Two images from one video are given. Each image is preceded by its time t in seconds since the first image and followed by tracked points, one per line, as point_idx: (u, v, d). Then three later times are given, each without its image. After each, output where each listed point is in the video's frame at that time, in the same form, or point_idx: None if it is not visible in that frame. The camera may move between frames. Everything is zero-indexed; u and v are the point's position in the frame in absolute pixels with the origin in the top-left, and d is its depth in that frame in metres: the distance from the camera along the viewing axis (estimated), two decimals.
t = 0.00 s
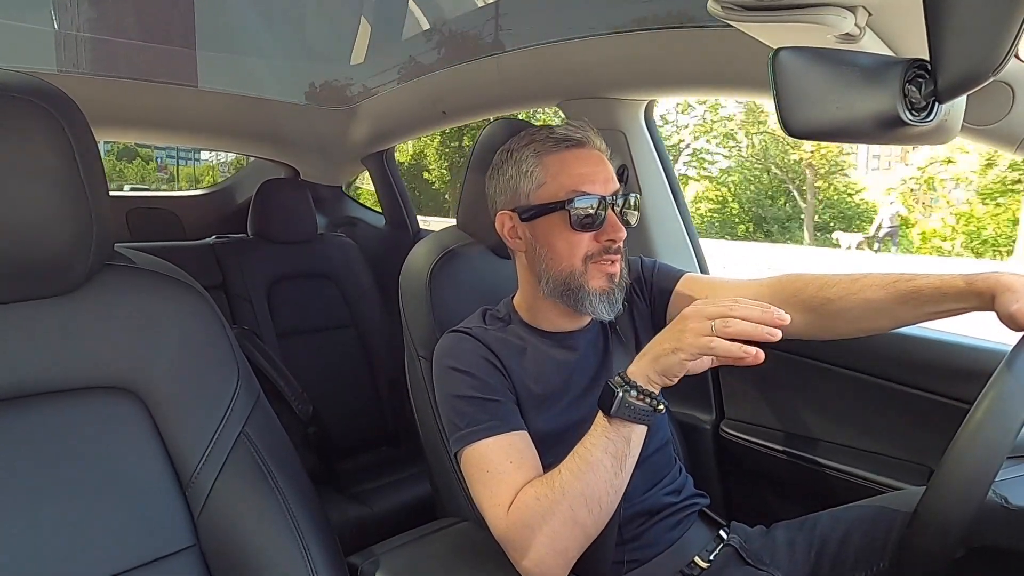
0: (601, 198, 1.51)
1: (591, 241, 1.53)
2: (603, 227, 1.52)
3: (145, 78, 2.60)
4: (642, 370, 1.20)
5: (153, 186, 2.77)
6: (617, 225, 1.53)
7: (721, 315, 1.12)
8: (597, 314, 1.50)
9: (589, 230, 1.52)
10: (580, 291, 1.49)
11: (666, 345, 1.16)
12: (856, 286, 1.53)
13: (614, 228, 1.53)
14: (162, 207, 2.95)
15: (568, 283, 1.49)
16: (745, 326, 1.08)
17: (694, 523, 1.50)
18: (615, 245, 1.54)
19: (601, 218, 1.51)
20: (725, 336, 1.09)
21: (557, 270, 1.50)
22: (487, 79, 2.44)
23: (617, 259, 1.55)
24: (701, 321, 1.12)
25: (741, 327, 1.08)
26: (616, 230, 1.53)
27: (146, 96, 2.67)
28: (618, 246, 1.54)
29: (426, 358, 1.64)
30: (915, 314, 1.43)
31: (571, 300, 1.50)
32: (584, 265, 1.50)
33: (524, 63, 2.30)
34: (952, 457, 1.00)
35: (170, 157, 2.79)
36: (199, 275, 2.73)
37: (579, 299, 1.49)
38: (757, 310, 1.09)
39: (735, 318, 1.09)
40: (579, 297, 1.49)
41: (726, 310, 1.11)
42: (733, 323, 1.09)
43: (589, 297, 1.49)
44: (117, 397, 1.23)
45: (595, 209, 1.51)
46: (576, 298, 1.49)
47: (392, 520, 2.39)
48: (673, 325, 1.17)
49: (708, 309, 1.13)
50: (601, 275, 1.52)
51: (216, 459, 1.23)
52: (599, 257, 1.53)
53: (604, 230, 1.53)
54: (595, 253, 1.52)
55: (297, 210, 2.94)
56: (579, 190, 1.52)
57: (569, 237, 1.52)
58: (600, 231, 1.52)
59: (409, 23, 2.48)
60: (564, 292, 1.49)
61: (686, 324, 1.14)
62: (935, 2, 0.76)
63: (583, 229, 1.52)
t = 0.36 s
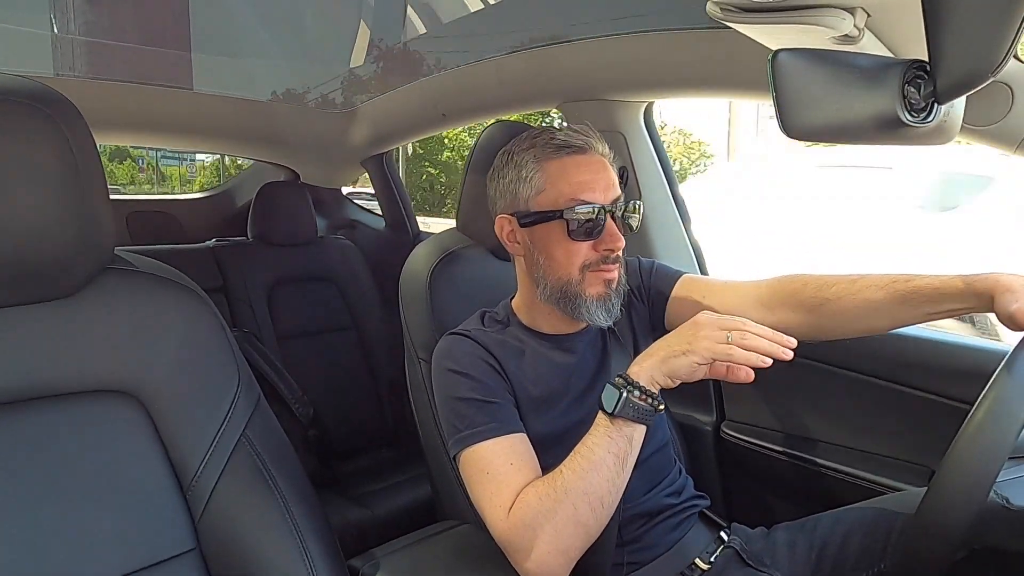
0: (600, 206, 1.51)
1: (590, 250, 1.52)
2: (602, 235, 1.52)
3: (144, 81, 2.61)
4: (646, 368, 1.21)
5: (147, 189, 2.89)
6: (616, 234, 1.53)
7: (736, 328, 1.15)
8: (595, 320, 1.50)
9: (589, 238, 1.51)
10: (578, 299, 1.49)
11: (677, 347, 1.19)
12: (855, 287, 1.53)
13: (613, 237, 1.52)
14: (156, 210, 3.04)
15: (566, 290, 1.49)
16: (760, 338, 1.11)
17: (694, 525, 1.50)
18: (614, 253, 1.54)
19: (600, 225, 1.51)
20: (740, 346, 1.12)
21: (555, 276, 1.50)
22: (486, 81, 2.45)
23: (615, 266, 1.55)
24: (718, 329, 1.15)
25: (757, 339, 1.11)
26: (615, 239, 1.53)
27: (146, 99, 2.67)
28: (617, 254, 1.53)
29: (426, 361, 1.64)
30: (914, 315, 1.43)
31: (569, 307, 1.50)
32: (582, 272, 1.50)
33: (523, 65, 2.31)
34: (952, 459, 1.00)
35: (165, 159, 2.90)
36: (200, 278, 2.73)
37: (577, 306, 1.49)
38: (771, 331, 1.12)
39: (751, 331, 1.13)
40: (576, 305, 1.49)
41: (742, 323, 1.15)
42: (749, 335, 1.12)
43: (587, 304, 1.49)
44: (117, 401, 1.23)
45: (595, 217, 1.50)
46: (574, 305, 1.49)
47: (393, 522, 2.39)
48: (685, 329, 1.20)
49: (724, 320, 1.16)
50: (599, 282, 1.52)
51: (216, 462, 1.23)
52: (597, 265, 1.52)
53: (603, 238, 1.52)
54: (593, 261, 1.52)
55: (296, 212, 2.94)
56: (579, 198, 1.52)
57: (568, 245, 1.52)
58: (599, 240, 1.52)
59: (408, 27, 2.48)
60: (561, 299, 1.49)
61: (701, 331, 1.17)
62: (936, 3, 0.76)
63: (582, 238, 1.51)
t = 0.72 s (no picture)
0: (602, 210, 1.51)
1: (591, 254, 1.53)
2: (604, 239, 1.52)
3: (145, 84, 2.61)
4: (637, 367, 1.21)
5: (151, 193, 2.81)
6: (618, 238, 1.53)
7: (726, 326, 1.14)
8: (595, 324, 1.50)
9: (591, 241, 1.51)
10: (579, 302, 1.49)
11: (667, 346, 1.19)
12: (855, 289, 1.53)
13: (614, 241, 1.52)
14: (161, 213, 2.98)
15: (567, 293, 1.49)
16: (749, 339, 1.10)
17: (693, 526, 1.50)
18: (615, 258, 1.54)
19: (602, 229, 1.51)
20: (728, 345, 1.11)
21: (556, 279, 1.50)
22: (487, 84, 2.45)
23: (617, 270, 1.54)
24: (707, 328, 1.15)
25: (746, 339, 1.11)
26: (616, 244, 1.53)
27: (146, 102, 2.68)
28: (618, 259, 1.53)
29: (426, 363, 1.64)
30: (913, 318, 1.43)
31: (570, 310, 1.50)
32: (584, 276, 1.50)
33: (523, 68, 2.31)
34: (952, 462, 1.00)
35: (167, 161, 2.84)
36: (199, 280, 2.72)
37: (578, 309, 1.49)
38: (760, 332, 1.11)
39: (740, 330, 1.12)
40: (577, 308, 1.49)
41: (732, 322, 1.14)
42: (738, 335, 1.11)
43: (588, 307, 1.49)
44: (117, 403, 1.23)
45: (597, 220, 1.50)
46: (575, 308, 1.49)
47: (393, 526, 2.39)
48: (677, 327, 1.20)
49: (714, 318, 1.15)
50: (601, 285, 1.51)
51: (216, 464, 1.23)
52: (599, 269, 1.52)
53: (605, 242, 1.52)
54: (595, 265, 1.52)
55: (296, 215, 2.94)
56: (581, 202, 1.52)
57: (570, 249, 1.52)
58: (601, 244, 1.52)
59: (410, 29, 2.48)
60: (562, 302, 1.49)
61: (691, 330, 1.16)
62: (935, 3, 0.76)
63: (585, 240, 1.51)
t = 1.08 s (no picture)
0: (595, 208, 1.50)
1: (586, 251, 1.52)
2: (597, 236, 1.52)
3: (144, 84, 2.61)
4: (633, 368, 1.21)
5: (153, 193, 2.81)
6: (611, 234, 1.52)
7: (718, 325, 1.13)
8: (593, 322, 1.50)
9: (584, 239, 1.51)
10: (575, 300, 1.49)
11: (661, 348, 1.18)
12: (854, 291, 1.53)
13: (609, 238, 1.52)
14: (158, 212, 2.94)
15: (563, 291, 1.49)
16: (741, 341, 1.09)
17: (693, 529, 1.50)
18: (610, 254, 1.53)
19: (595, 227, 1.51)
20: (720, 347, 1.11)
21: (551, 279, 1.50)
22: (487, 85, 2.45)
23: (612, 267, 1.54)
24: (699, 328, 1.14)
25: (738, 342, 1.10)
26: (610, 240, 1.52)
27: (146, 102, 2.68)
28: (612, 255, 1.53)
29: (426, 364, 1.63)
30: (912, 321, 1.43)
31: (567, 308, 1.50)
32: (579, 274, 1.50)
33: (523, 69, 2.31)
34: (952, 462, 1.00)
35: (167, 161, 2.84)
36: (199, 281, 2.72)
37: (575, 307, 1.49)
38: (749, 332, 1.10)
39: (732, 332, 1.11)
40: (574, 306, 1.49)
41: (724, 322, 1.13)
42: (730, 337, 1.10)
43: (584, 306, 1.49)
44: (116, 403, 1.23)
45: (590, 217, 1.50)
46: (571, 307, 1.49)
47: (392, 527, 2.39)
48: (671, 328, 1.18)
49: (706, 319, 1.14)
50: (596, 283, 1.51)
51: (215, 464, 1.23)
52: (594, 266, 1.52)
53: (598, 239, 1.52)
54: (590, 262, 1.52)
55: (296, 215, 2.94)
56: (573, 200, 1.51)
57: (564, 247, 1.52)
58: (594, 241, 1.52)
59: (409, 30, 2.48)
60: (559, 301, 1.49)
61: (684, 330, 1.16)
62: (935, 5, 0.77)
63: (577, 238, 1.51)
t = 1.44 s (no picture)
0: (601, 208, 1.51)
1: (591, 250, 1.53)
2: (603, 236, 1.52)
3: (144, 84, 2.61)
4: (645, 373, 1.19)
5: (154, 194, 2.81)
6: (618, 235, 1.53)
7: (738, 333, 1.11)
8: (596, 321, 1.50)
9: (591, 239, 1.51)
10: (580, 300, 1.49)
11: (676, 355, 1.15)
12: (854, 289, 1.53)
13: (615, 238, 1.52)
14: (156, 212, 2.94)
15: (568, 291, 1.49)
16: (757, 338, 1.08)
17: (693, 527, 1.50)
18: (615, 254, 1.54)
19: (601, 227, 1.51)
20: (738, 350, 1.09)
21: (557, 278, 1.51)
22: (486, 84, 2.45)
23: (617, 268, 1.55)
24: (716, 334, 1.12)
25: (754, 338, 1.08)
26: (617, 240, 1.53)
27: (145, 102, 2.68)
28: (618, 255, 1.54)
29: (426, 363, 1.63)
30: (911, 319, 1.44)
31: (571, 308, 1.50)
32: (585, 273, 1.51)
33: (521, 68, 2.31)
34: (952, 460, 1.00)
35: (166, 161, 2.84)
36: (199, 280, 2.72)
37: (579, 307, 1.49)
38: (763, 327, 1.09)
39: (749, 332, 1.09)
40: (579, 305, 1.49)
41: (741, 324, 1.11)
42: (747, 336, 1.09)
43: (589, 305, 1.49)
44: (117, 403, 1.23)
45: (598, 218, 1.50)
46: (576, 306, 1.49)
47: (392, 526, 2.39)
48: (689, 335, 1.15)
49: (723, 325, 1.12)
50: (601, 283, 1.52)
51: (215, 465, 1.23)
52: (599, 266, 1.53)
53: (605, 239, 1.52)
54: (596, 262, 1.52)
55: (296, 214, 2.94)
56: (580, 199, 1.52)
57: (570, 247, 1.52)
58: (600, 241, 1.52)
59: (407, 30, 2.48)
60: (564, 301, 1.49)
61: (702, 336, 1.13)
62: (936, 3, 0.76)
63: (585, 238, 1.51)
